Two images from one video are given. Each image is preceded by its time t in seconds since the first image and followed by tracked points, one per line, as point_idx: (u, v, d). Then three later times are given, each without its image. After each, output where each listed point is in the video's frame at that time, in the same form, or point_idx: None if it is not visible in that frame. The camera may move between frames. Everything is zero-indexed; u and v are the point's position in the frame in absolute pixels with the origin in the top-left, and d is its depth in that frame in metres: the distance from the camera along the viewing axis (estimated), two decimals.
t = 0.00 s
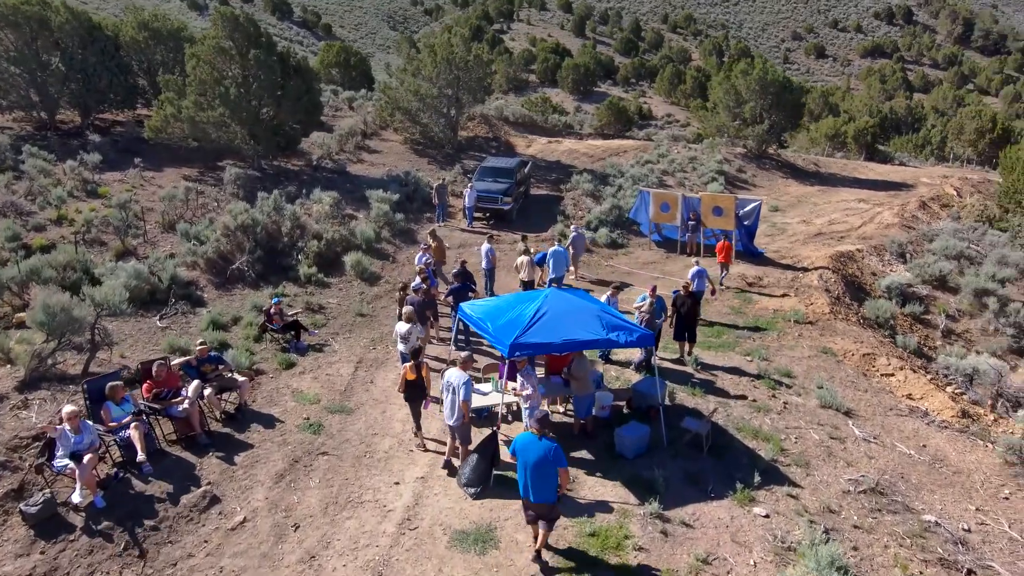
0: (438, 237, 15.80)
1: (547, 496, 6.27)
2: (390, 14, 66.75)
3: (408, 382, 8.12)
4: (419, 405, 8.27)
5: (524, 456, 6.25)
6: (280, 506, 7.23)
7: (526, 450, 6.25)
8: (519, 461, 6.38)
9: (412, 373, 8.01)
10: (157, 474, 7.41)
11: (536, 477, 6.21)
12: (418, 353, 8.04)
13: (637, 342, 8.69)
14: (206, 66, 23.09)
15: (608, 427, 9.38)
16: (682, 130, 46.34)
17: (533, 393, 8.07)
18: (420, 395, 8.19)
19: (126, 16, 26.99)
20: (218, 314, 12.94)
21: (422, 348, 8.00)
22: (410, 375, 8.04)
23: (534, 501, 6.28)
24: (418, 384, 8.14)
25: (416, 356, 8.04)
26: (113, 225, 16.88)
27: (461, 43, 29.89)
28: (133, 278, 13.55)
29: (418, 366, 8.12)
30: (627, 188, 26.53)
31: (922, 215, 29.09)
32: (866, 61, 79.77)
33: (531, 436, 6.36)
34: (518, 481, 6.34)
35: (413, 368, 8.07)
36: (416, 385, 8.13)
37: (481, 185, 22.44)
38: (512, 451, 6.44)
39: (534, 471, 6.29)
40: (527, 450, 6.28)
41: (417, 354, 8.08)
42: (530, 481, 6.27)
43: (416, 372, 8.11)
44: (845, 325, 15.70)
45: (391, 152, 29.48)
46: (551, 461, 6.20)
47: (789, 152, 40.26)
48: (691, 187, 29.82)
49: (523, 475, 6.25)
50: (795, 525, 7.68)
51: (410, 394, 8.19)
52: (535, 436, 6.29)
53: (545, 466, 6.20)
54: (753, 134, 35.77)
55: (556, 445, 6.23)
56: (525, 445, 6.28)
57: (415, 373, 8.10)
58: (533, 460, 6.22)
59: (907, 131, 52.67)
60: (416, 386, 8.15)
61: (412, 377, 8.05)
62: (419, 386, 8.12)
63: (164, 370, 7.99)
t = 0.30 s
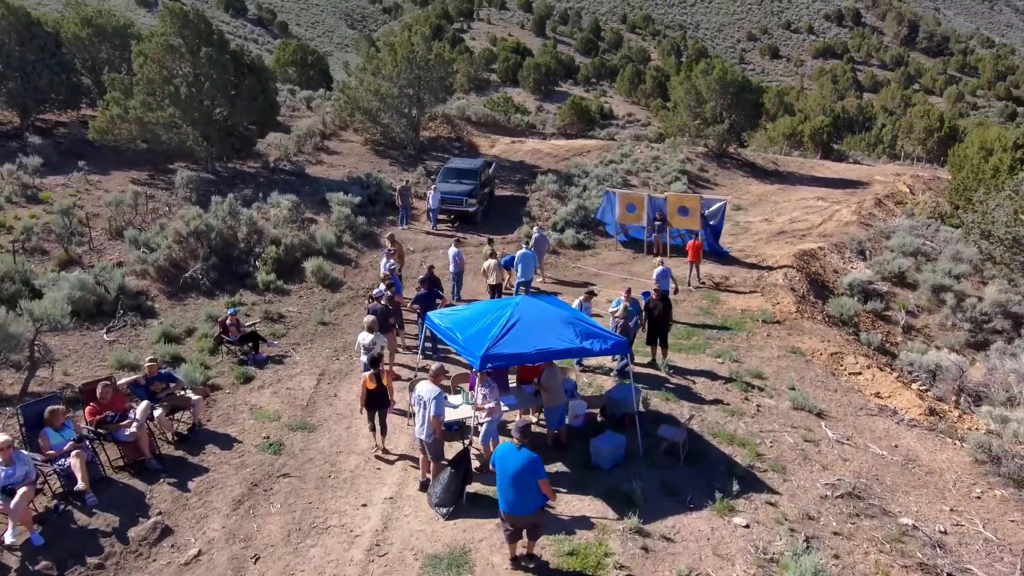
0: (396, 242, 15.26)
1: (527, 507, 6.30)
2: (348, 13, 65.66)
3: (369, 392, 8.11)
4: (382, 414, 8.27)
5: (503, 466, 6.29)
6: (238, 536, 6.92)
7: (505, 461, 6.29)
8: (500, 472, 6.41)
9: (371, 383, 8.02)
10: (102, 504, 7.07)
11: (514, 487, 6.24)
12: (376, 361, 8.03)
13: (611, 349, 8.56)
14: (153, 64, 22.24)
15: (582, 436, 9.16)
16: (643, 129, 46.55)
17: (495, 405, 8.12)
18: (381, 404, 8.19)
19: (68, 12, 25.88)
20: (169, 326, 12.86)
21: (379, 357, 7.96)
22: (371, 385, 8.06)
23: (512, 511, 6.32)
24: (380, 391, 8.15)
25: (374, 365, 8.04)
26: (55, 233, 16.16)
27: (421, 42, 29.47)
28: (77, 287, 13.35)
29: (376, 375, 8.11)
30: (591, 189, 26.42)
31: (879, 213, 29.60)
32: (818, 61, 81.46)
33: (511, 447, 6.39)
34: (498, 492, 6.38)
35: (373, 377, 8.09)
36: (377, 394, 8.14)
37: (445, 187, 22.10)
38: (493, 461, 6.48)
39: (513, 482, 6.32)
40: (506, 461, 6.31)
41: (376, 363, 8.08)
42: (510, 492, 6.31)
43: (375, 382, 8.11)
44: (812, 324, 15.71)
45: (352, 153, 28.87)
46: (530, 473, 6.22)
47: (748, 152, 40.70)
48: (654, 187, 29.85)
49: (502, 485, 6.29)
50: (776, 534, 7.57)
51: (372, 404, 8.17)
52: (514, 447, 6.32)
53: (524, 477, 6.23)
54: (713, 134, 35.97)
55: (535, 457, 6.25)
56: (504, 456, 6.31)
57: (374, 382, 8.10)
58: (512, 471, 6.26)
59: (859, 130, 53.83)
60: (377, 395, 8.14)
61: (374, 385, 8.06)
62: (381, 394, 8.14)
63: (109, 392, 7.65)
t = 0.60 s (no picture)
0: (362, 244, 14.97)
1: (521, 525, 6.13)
2: (313, 11, 64.70)
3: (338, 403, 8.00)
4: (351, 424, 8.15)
5: (500, 483, 6.07)
6: (206, 564, 6.72)
7: (501, 476, 6.07)
8: (492, 488, 6.18)
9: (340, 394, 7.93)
10: (57, 535, 6.86)
11: (512, 504, 6.05)
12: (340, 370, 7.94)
13: (595, 357, 8.42)
14: (110, 62, 21.49)
15: (566, 446, 8.98)
16: (614, 129, 46.58)
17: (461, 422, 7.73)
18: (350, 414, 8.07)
19: (19, 8, 24.94)
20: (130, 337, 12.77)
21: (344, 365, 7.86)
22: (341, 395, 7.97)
23: (507, 528, 6.11)
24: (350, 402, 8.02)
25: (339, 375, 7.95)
26: (8, 240, 15.61)
27: (391, 41, 28.98)
28: (32, 298, 13.23)
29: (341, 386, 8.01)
30: (565, 189, 26.25)
31: (847, 211, 29.90)
32: (783, 61, 82.52)
33: (506, 460, 6.18)
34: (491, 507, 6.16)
35: (339, 389, 7.99)
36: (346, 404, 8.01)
37: (417, 189, 21.76)
38: (484, 475, 6.24)
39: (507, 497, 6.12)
40: (502, 476, 6.09)
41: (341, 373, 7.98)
42: (505, 508, 6.11)
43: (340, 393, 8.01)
44: (789, 324, 15.66)
45: (320, 154, 28.32)
46: (528, 488, 6.04)
47: (718, 151, 40.92)
48: (628, 187, 29.79)
49: (497, 501, 6.07)
50: (766, 545, 7.44)
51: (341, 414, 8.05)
52: (510, 461, 6.11)
53: (521, 493, 6.04)
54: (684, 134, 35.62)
55: (533, 472, 6.08)
56: (501, 471, 6.09)
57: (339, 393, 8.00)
58: (509, 487, 6.05)
59: (825, 129, 54.53)
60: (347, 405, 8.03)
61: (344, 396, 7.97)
62: (352, 404, 8.02)
63: (64, 414, 7.45)
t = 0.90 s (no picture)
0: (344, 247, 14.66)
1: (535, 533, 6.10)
2: (295, 10, 64.02)
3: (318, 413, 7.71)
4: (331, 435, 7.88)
5: (514, 495, 5.97)
6: None
7: (516, 488, 5.97)
8: (505, 498, 6.10)
9: (320, 403, 7.63)
10: (28, 561, 6.57)
11: (528, 515, 6.01)
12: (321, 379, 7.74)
13: (592, 365, 8.20)
14: (85, 61, 20.93)
15: (561, 456, 8.79)
16: (599, 129, 46.45)
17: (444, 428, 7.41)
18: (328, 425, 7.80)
19: None
20: (108, 347, 12.48)
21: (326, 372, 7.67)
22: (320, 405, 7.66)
23: (521, 538, 6.07)
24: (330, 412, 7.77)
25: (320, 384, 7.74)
26: None
27: (375, 40, 28.60)
28: (5, 306, 12.92)
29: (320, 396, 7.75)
30: (552, 190, 26.02)
31: (833, 211, 29.93)
32: (765, 61, 82.91)
33: (519, 470, 6.07)
34: (503, 518, 6.07)
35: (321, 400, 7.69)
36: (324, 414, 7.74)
37: (403, 190, 21.43)
38: (496, 484, 6.12)
39: (521, 507, 6.05)
40: (516, 487, 5.99)
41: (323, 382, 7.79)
42: (519, 518, 6.04)
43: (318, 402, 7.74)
44: (781, 326, 15.53)
45: (304, 155, 27.91)
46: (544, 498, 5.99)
47: (704, 151, 40.88)
48: (615, 187, 29.62)
49: (511, 511, 6.00)
50: (770, 558, 7.26)
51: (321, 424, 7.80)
52: (525, 472, 6.01)
53: (537, 503, 5.98)
54: (670, 134, 35.83)
55: (548, 482, 6.02)
56: (515, 483, 5.98)
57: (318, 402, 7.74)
58: (524, 498, 5.98)
59: (808, 128, 54.74)
60: (329, 414, 7.81)
61: (323, 406, 7.66)
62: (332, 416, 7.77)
63: (36, 432, 7.15)
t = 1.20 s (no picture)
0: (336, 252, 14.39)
1: (553, 545, 6.08)
2: (291, 10, 63.63)
3: (304, 425, 7.44)
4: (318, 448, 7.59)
5: (530, 506, 5.97)
6: None
7: (531, 499, 5.97)
8: (520, 510, 6.09)
9: (306, 414, 7.36)
10: None
11: (543, 527, 5.99)
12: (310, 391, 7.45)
13: (599, 375, 7.93)
14: (76, 60, 20.64)
15: (566, 468, 8.56)
16: (597, 129, 46.21)
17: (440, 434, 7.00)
18: (314, 438, 7.49)
19: None
20: (99, 354, 12.21)
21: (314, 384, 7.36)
22: (306, 416, 7.40)
23: (538, 551, 6.05)
24: (318, 425, 7.48)
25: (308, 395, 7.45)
26: None
27: (371, 39, 28.33)
28: None
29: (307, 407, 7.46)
30: (551, 191, 25.76)
31: (833, 211, 29.71)
32: (761, 61, 82.75)
33: (533, 481, 6.08)
34: (520, 531, 6.06)
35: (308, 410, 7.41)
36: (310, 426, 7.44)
37: (400, 192, 21.14)
38: (511, 496, 6.12)
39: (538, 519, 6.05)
40: (532, 498, 5.99)
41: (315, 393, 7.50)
42: (536, 530, 6.04)
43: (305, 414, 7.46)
44: (785, 330, 15.29)
45: (300, 155, 27.62)
46: (560, 507, 5.97)
47: (703, 151, 40.65)
48: (614, 188, 29.36)
49: (527, 524, 5.99)
50: (783, 574, 7.02)
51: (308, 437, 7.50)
52: (539, 482, 6.01)
53: (552, 513, 5.97)
54: (669, 134, 35.64)
55: (563, 493, 6.01)
56: (530, 494, 5.98)
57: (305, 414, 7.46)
58: (540, 509, 5.97)
59: (806, 128, 54.57)
60: (314, 428, 7.49)
61: (309, 417, 7.40)
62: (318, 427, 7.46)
63: (23, 446, 6.89)
